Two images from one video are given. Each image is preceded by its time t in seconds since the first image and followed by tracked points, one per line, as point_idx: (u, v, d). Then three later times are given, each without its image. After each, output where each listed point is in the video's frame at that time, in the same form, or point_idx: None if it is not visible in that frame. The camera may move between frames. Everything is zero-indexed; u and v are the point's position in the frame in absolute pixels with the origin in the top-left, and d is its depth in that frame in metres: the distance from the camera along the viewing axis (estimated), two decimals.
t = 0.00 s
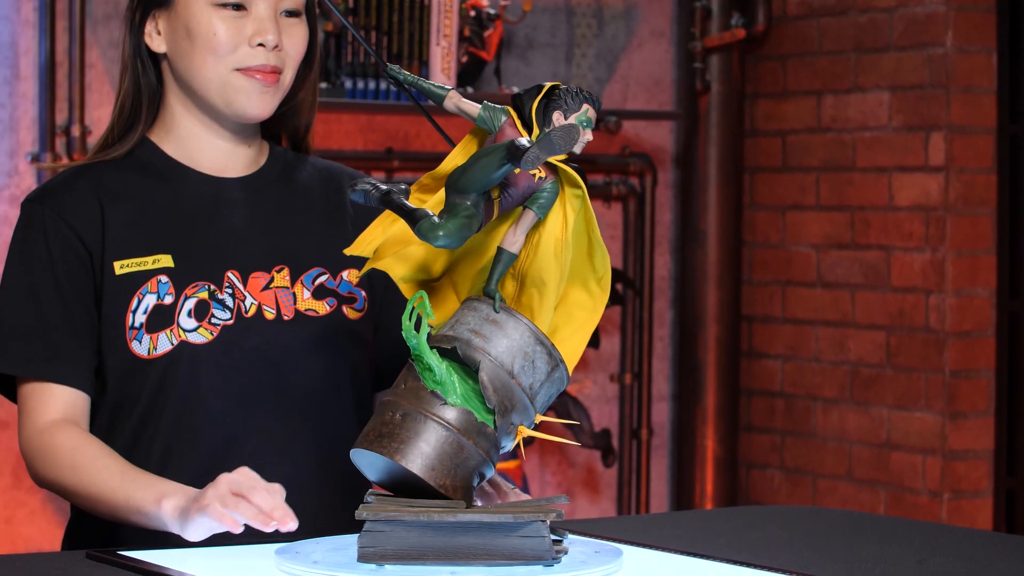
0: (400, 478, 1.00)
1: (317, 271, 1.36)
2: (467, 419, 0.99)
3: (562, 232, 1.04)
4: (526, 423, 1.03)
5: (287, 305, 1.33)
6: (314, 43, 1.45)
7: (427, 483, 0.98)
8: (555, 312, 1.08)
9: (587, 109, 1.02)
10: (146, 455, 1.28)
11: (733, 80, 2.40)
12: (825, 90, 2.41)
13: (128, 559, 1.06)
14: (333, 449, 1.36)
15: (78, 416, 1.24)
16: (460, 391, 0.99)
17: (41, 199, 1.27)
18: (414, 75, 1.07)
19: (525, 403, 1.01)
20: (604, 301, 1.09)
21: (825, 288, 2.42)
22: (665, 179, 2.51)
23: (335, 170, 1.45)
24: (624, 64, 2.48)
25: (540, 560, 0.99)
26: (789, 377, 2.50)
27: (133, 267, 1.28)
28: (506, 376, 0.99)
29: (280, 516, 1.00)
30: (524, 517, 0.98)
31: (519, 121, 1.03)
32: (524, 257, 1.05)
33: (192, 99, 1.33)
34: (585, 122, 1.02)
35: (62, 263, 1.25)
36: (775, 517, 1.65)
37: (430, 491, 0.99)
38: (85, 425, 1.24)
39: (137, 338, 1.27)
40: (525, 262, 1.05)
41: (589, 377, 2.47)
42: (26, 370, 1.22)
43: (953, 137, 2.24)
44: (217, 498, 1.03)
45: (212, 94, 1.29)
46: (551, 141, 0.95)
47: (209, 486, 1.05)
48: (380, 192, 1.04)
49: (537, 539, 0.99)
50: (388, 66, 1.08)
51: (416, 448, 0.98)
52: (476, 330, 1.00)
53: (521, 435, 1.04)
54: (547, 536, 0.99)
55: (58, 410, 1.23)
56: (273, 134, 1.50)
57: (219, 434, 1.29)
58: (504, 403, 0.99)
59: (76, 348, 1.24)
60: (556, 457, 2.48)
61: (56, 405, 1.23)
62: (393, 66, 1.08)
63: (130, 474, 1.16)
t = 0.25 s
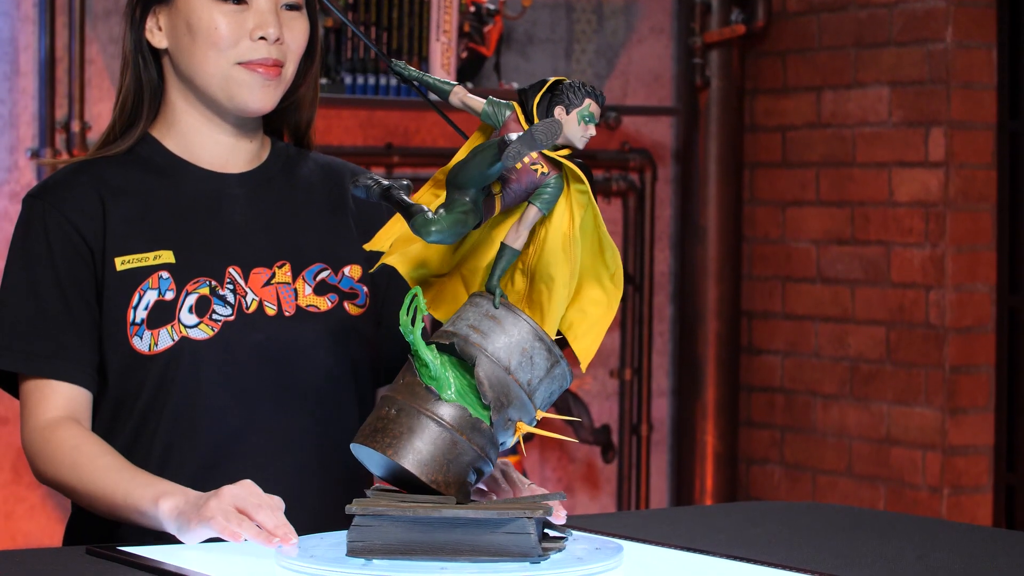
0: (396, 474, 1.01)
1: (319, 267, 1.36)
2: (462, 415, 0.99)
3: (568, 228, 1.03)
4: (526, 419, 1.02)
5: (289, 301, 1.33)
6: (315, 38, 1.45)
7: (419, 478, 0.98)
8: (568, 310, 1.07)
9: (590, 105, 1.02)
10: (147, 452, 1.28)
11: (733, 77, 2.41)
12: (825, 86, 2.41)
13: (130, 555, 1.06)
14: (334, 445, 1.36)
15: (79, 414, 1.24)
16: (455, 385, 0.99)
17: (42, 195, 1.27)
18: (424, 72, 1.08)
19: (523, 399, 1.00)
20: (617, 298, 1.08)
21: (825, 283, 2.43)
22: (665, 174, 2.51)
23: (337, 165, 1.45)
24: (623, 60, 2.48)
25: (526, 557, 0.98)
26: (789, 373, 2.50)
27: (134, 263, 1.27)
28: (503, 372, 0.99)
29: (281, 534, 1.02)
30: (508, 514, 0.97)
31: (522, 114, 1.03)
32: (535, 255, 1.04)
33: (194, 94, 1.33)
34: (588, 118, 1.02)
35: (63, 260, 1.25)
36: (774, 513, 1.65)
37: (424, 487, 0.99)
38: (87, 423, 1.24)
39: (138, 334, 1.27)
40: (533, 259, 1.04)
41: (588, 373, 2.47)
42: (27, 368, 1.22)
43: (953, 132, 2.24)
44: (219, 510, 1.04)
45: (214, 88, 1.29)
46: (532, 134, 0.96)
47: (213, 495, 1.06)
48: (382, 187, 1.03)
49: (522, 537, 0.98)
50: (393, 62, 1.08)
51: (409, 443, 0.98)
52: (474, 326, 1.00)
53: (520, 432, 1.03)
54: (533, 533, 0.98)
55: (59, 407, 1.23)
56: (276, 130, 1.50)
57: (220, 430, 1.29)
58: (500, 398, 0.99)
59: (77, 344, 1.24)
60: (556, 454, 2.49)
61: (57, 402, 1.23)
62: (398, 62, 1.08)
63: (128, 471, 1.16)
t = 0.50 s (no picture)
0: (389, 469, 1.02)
1: (320, 265, 1.36)
2: (453, 412, 0.99)
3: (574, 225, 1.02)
4: (525, 417, 1.02)
5: (289, 299, 1.33)
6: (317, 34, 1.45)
7: (410, 476, 0.99)
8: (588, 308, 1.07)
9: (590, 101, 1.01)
10: (146, 450, 1.28)
11: (733, 74, 2.41)
12: (826, 83, 2.41)
13: (131, 553, 1.06)
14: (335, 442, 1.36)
15: (80, 412, 1.25)
16: (447, 382, 1.00)
17: (43, 192, 1.27)
18: (433, 70, 1.08)
19: (520, 397, 1.00)
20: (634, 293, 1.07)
21: (825, 281, 2.43)
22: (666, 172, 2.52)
23: (340, 162, 1.45)
24: (624, 57, 2.49)
25: (507, 555, 0.98)
26: (790, 370, 2.50)
27: (134, 260, 1.27)
28: (497, 371, 0.98)
29: (286, 529, 1.03)
30: (488, 512, 0.97)
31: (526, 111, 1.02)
32: (546, 257, 1.03)
33: (196, 92, 1.33)
34: (590, 116, 1.01)
35: (63, 256, 1.25)
36: (775, 510, 1.65)
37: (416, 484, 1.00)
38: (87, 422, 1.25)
39: (138, 331, 1.27)
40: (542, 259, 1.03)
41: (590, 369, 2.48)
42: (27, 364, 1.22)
43: (953, 130, 2.23)
44: (224, 501, 1.04)
45: (217, 86, 1.29)
46: (506, 129, 0.95)
47: (217, 488, 1.07)
48: (382, 181, 1.04)
49: (502, 535, 0.98)
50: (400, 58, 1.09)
51: (400, 440, 0.99)
52: (472, 323, 0.99)
53: (518, 430, 1.02)
54: (513, 532, 0.98)
55: (58, 405, 1.23)
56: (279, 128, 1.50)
57: (220, 427, 1.29)
58: (494, 397, 0.99)
59: (77, 342, 1.24)
60: (556, 451, 2.50)
61: (59, 399, 1.23)
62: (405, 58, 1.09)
63: (129, 468, 1.16)
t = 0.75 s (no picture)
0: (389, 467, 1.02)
1: (322, 263, 1.36)
2: (445, 410, 0.99)
3: (578, 225, 1.02)
4: (522, 416, 1.01)
5: (290, 297, 1.33)
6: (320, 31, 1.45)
7: (403, 473, 1.00)
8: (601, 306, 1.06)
9: (585, 96, 0.99)
10: (146, 447, 1.28)
11: (735, 72, 2.42)
12: (827, 81, 2.41)
13: (131, 550, 1.06)
14: (335, 439, 1.36)
15: (80, 411, 1.25)
16: (441, 380, 1.00)
17: (44, 189, 1.27)
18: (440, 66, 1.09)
19: (514, 396, 0.99)
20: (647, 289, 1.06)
21: (827, 278, 2.43)
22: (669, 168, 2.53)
23: (344, 159, 1.45)
24: (625, 55, 2.50)
25: (487, 553, 0.97)
26: (791, 368, 2.50)
27: (135, 258, 1.27)
28: (490, 370, 0.98)
29: (292, 525, 1.04)
30: (467, 510, 0.97)
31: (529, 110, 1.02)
32: (552, 257, 1.03)
33: (198, 89, 1.33)
34: (586, 112, 1.00)
35: (64, 255, 1.25)
36: (777, 507, 1.65)
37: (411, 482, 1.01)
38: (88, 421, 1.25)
39: (138, 328, 1.27)
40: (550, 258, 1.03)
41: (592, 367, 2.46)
42: (27, 362, 1.22)
43: (955, 127, 2.23)
44: (230, 496, 1.06)
45: (218, 84, 1.29)
46: (480, 127, 0.93)
47: (223, 484, 1.09)
48: (386, 179, 1.06)
49: (482, 533, 0.98)
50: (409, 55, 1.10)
51: (393, 437, 1.00)
52: (468, 321, 1.00)
53: (516, 428, 1.01)
54: (492, 530, 0.97)
55: (59, 404, 1.24)
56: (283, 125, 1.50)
57: (220, 426, 1.29)
58: (488, 395, 0.99)
59: (77, 339, 1.24)
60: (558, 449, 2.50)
61: (59, 397, 1.24)
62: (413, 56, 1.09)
63: (134, 467, 1.17)
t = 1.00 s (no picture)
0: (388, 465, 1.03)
1: (324, 261, 1.36)
2: (440, 408, 0.99)
3: (581, 225, 1.02)
4: (521, 415, 1.01)
5: (291, 295, 1.33)
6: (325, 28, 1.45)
7: (398, 470, 1.00)
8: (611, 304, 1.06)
9: (583, 94, 0.99)
10: (147, 445, 1.29)
11: (736, 70, 2.42)
12: (829, 79, 2.41)
13: (132, 547, 1.06)
14: (337, 438, 1.35)
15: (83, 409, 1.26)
16: (438, 378, 1.00)
17: (47, 188, 1.28)
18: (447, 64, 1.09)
19: (510, 394, 0.99)
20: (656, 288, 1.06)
21: (828, 276, 2.43)
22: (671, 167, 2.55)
23: (350, 157, 1.45)
24: (627, 53, 2.51)
25: (473, 552, 0.98)
26: (792, 366, 2.50)
27: (135, 256, 1.28)
28: (487, 369, 0.99)
29: (299, 520, 1.06)
30: (452, 508, 0.97)
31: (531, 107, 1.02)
32: (557, 254, 1.03)
33: (201, 87, 1.33)
34: (586, 110, 0.99)
35: (64, 253, 1.25)
36: (780, 506, 1.65)
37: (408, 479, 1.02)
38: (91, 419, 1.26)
39: (139, 327, 1.27)
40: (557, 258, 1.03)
41: (592, 365, 2.49)
42: (28, 360, 1.23)
43: (957, 125, 2.23)
44: (236, 494, 1.07)
45: (221, 81, 1.28)
46: (460, 124, 0.94)
47: (226, 482, 1.09)
48: (391, 176, 1.04)
49: (468, 532, 0.98)
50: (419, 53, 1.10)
51: (389, 434, 1.01)
52: (468, 318, 1.00)
53: (514, 428, 1.01)
54: (478, 528, 0.97)
55: (62, 403, 1.24)
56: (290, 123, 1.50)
57: (220, 424, 1.29)
58: (484, 393, 0.99)
59: (77, 338, 1.25)
60: (560, 446, 2.50)
61: (62, 396, 1.25)
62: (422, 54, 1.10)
63: (138, 465, 1.17)
